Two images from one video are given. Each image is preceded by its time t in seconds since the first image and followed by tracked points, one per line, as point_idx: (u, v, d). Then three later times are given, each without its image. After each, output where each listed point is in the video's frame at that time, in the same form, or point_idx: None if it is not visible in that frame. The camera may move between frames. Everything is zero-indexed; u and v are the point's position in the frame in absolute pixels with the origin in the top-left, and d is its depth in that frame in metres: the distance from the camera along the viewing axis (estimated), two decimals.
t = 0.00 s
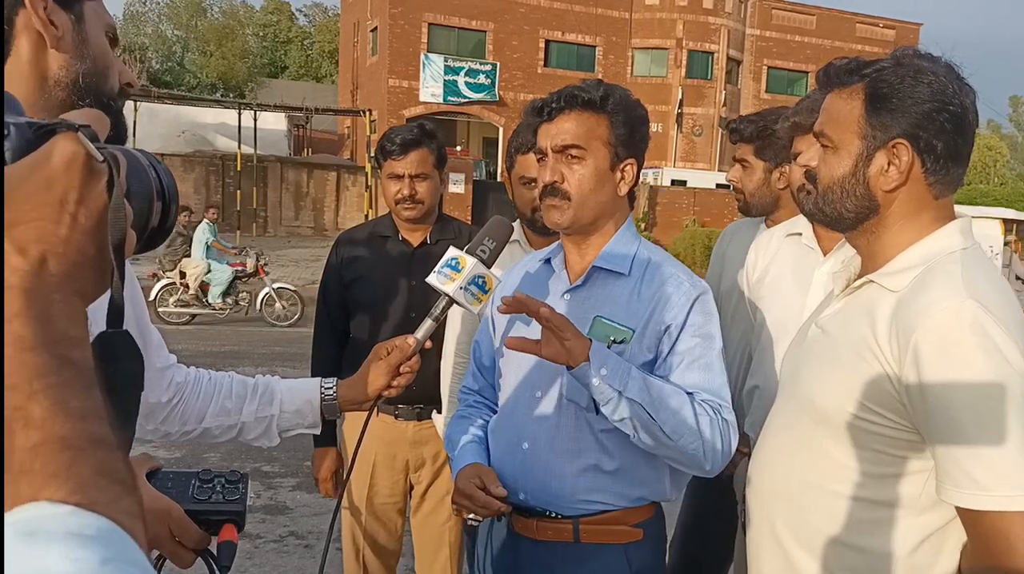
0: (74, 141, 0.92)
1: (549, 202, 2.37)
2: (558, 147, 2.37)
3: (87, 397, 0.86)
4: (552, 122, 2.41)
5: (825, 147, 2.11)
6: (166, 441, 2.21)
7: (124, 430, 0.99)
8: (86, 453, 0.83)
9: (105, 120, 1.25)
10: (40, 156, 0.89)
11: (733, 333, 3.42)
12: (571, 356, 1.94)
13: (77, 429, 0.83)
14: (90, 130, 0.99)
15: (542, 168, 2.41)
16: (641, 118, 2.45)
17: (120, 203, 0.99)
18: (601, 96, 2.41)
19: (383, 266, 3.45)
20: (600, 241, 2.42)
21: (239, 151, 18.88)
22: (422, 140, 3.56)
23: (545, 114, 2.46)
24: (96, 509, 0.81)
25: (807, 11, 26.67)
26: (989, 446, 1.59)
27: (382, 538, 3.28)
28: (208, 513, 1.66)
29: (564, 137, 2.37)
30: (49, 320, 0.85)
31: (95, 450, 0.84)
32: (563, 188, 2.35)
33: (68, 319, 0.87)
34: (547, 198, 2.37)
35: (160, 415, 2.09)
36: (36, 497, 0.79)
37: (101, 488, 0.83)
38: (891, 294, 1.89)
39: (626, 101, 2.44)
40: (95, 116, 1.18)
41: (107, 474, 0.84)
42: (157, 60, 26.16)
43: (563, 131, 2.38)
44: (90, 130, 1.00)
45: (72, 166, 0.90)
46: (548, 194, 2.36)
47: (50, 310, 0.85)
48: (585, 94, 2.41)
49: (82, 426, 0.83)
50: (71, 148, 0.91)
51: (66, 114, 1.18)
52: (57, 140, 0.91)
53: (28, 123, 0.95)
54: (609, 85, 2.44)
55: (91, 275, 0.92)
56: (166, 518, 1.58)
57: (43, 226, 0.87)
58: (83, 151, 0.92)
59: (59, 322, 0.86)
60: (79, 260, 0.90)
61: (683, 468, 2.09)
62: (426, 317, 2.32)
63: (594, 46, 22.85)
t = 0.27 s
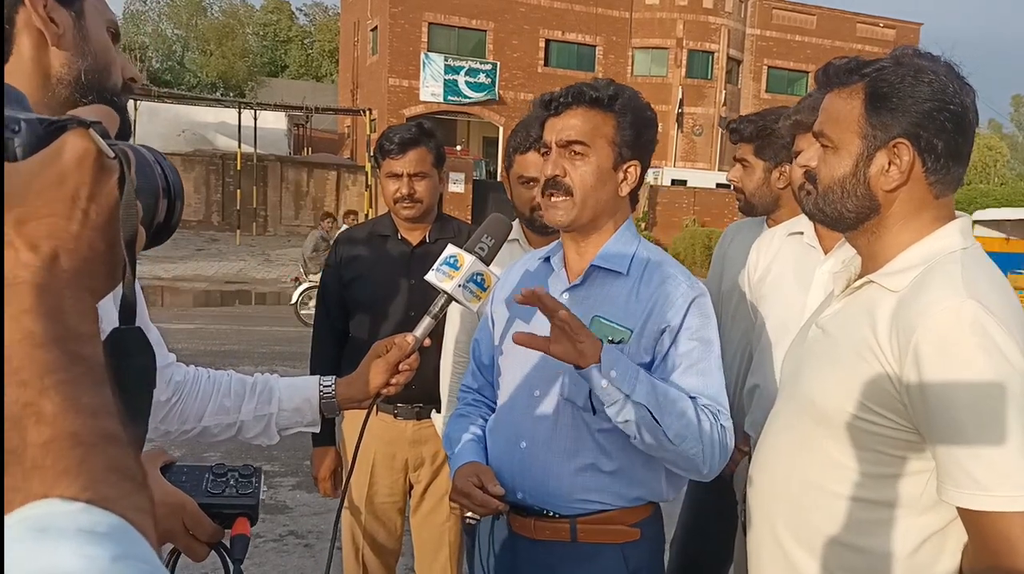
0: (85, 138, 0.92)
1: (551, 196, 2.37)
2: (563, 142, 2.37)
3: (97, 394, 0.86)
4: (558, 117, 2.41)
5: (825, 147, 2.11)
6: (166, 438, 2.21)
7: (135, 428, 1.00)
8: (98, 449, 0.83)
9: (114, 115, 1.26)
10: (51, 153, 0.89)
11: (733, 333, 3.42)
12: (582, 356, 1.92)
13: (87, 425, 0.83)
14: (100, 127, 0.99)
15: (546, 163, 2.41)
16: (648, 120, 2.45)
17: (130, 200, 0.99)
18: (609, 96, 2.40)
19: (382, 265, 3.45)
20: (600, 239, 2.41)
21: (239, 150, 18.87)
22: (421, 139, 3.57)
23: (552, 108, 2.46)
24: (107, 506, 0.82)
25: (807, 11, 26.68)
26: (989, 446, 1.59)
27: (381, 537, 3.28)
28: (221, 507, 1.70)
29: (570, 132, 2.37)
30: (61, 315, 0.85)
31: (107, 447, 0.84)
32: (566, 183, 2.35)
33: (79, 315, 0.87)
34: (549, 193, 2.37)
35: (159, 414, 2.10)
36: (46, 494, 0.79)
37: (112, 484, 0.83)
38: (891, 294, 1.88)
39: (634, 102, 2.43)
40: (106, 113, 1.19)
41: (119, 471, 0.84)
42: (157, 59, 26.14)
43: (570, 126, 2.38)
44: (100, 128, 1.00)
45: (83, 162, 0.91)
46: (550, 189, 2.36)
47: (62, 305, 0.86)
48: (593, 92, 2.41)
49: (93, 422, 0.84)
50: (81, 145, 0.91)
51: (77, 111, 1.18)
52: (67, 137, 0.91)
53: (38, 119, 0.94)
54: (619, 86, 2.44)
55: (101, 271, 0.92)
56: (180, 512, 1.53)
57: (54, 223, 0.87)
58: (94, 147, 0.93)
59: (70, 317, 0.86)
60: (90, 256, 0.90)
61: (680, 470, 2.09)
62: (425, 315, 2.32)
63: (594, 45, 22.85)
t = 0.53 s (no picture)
0: (92, 135, 0.89)
1: (550, 193, 2.36)
2: (563, 139, 2.38)
3: (104, 392, 0.86)
4: (559, 114, 2.41)
5: (827, 146, 2.11)
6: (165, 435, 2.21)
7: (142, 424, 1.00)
8: (105, 447, 0.84)
9: (119, 111, 1.25)
10: (56, 149, 0.86)
11: (734, 331, 3.42)
12: (614, 343, 1.82)
13: (93, 423, 0.83)
14: (107, 124, 0.97)
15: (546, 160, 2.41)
16: (650, 118, 2.45)
17: (136, 197, 0.97)
18: (610, 93, 2.42)
19: (382, 263, 3.45)
20: (601, 237, 2.41)
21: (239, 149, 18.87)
22: (419, 137, 3.58)
23: (553, 105, 2.46)
24: (113, 504, 0.83)
25: (807, 9, 26.66)
26: (991, 445, 1.59)
27: (380, 534, 3.28)
28: (221, 502, 1.71)
29: (570, 129, 2.37)
30: (68, 312, 0.85)
31: (113, 445, 0.84)
32: (566, 179, 2.34)
33: (87, 314, 0.87)
34: (548, 188, 2.37)
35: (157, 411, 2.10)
36: (53, 492, 0.80)
37: (119, 483, 0.84)
38: (893, 292, 1.88)
39: (634, 100, 2.43)
40: (112, 110, 1.18)
41: (125, 468, 0.85)
42: (157, 57, 26.12)
43: (570, 123, 2.38)
44: (107, 124, 0.98)
45: (90, 159, 0.88)
46: (550, 184, 2.36)
47: (69, 302, 0.86)
48: (595, 89, 2.41)
49: (99, 420, 0.84)
50: (88, 142, 0.89)
51: (84, 108, 1.17)
52: (73, 134, 0.88)
53: (44, 115, 0.90)
54: (620, 84, 2.44)
55: (107, 268, 0.90)
56: (181, 507, 1.59)
57: (62, 220, 0.85)
58: (101, 144, 0.90)
59: (78, 316, 0.86)
60: (96, 253, 0.88)
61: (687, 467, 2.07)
62: (424, 313, 2.31)
63: (594, 44, 22.84)
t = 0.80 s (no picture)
0: (92, 131, 0.88)
1: (547, 191, 2.37)
2: (558, 138, 2.38)
3: (104, 390, 0.86)
4: (555, 113, 2.41)
5: (828, 144, 2.11)
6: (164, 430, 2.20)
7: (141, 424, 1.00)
8: (105, 447, 0.84)
9: (117, 104, 1.25)
10: (56, 144, 0.85)
11: (734, 330, 3.42)
12: (611, 346, 1.81)
13: (93, 423, 0.83)
14: (108, 119, 0.96)
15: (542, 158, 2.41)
16: (648, 115, 2.45)
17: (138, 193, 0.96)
18: (605, 91, 2.41)
19: (382, 261, 3.45)
20: (599, 235, 2.41)
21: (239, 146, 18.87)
22: (421, 134, 3.57)
23: (549, 104, 2.46)
24: (113, 505, 0.83)
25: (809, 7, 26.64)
26: (990, 444, 1.59)
27: (381, 532, 3.28)
28: (212, 497, 1.75)
29: (565, 127, 2.37)
30: (69, 310, 0.85)
31: (113, 445, 0.85)
32: (561, 179, 2.35)
33: (88, 311, 0.87)
34: (545, 188, 2.38)
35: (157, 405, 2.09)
36: (54, 492, 0.80)
37: (119, 484, 0.84)
38: (894, 289, 1.88)
39: (632, 97, 2.43)
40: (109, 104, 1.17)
41: (126, 469, 0.86)
42: (157, 54, 26.10)
43: (565, 122, 2.38)
44: (109, 119, 0.96)
45: (90, 155, 0.87)
46: (547, 183, 2.36)
47: (70, 299, 0.85)
48: (589, 86, 2.40)
49: (99, 419, 0.84)
50: (88, 138, 0.87)
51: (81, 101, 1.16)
52: (73, 129, 0.87)
53: (44, 110, 0.88)
54: (617, 81, 2.43)
55: (107, 264, 0.90)
56: (173, 501, 1.62)
57: (62, 217, 0.85)
58: (102, 140, 0.89)
59: (79, 315, 0.86)
60: (96, 249, 0.88)
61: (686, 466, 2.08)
62: (424, 310, 2.31)
63: (595, 42, 22.82)
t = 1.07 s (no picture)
0: (91, 121, 0.89)
1: (544, 191, 2.37)
2: (556, 136, 2.38)
3: (99, 387, 0.87)
4: (552, 112, 2.42)
5: (828, 144, 2.11)
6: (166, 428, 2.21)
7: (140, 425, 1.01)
8: (102, 448, 0.84)
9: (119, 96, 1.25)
10: (54, 135, 0.86)
11: (735, 330, 3.41)
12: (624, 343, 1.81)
13: (90, 423, 0.84)
14: (106, 109, 0.97)
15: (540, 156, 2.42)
16: (645, 113, 2.45)
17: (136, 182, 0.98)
18: (601, 89, 2.40)
19: (384, 259, 3.45)
20: (599, 234, 2.41)
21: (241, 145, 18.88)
22: (423, 133, 3.57)
23: (546, 102, 2.46)
24: (107, 508, 0.83)
25: (811, 6, 26.62)
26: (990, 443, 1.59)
27: (383, 531, 3.28)
28: (200, 495, 1.76)
29: (563, 125, 2.37)
30: (65, 304, 0.85)
31: (110, 444, 0.85)
32: (557, 176, 2.35)
33: (84, 306, 0.88)
34: (543, 186, 2.38)
35: (161, 403, 2.10)
36: (50, 494, 0.80)
37: (114, 486, 0.85)
38: (893, 288, 1.88)
39: (629, 94, 2.43)
40: (107, 95, 1.16)
41: (120, 470, 0.86)
42: (159, 53, 26.12)
43: (562, 120, 2.38)
44: (108, 110, 0.97)
45: (90, 145, 0.88)
46: (544, 182, 2.37)
47: (66, 293, 0.86)
48: (585, 85, 2.41)
49: (95, 419, 0.84)
50: (87, 128, 0.88)
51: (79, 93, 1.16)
52: (71, 119, 0.88)
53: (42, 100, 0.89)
54: (614, 78, 2.43)
55: (104, 255, 0.91)
56: (160, 498, 1.66)
57: (60, 208, 0.86)
58: (100, 130, 0.90)
59: (74, 309, 0.86)
60: (94, 240, 0.89)
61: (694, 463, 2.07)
62: (425, 308, 2.31)
63: (596, 41, 22.82)
